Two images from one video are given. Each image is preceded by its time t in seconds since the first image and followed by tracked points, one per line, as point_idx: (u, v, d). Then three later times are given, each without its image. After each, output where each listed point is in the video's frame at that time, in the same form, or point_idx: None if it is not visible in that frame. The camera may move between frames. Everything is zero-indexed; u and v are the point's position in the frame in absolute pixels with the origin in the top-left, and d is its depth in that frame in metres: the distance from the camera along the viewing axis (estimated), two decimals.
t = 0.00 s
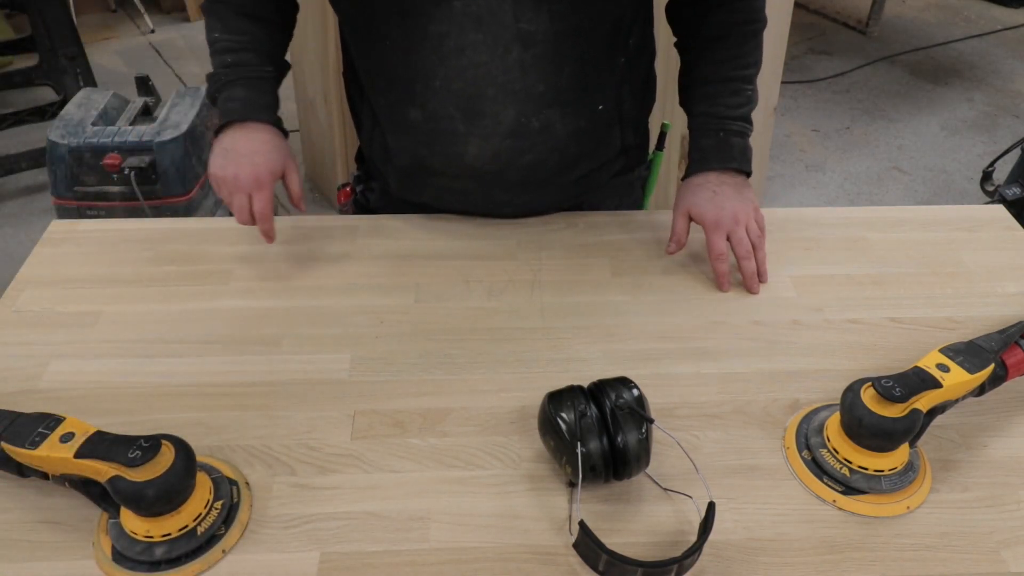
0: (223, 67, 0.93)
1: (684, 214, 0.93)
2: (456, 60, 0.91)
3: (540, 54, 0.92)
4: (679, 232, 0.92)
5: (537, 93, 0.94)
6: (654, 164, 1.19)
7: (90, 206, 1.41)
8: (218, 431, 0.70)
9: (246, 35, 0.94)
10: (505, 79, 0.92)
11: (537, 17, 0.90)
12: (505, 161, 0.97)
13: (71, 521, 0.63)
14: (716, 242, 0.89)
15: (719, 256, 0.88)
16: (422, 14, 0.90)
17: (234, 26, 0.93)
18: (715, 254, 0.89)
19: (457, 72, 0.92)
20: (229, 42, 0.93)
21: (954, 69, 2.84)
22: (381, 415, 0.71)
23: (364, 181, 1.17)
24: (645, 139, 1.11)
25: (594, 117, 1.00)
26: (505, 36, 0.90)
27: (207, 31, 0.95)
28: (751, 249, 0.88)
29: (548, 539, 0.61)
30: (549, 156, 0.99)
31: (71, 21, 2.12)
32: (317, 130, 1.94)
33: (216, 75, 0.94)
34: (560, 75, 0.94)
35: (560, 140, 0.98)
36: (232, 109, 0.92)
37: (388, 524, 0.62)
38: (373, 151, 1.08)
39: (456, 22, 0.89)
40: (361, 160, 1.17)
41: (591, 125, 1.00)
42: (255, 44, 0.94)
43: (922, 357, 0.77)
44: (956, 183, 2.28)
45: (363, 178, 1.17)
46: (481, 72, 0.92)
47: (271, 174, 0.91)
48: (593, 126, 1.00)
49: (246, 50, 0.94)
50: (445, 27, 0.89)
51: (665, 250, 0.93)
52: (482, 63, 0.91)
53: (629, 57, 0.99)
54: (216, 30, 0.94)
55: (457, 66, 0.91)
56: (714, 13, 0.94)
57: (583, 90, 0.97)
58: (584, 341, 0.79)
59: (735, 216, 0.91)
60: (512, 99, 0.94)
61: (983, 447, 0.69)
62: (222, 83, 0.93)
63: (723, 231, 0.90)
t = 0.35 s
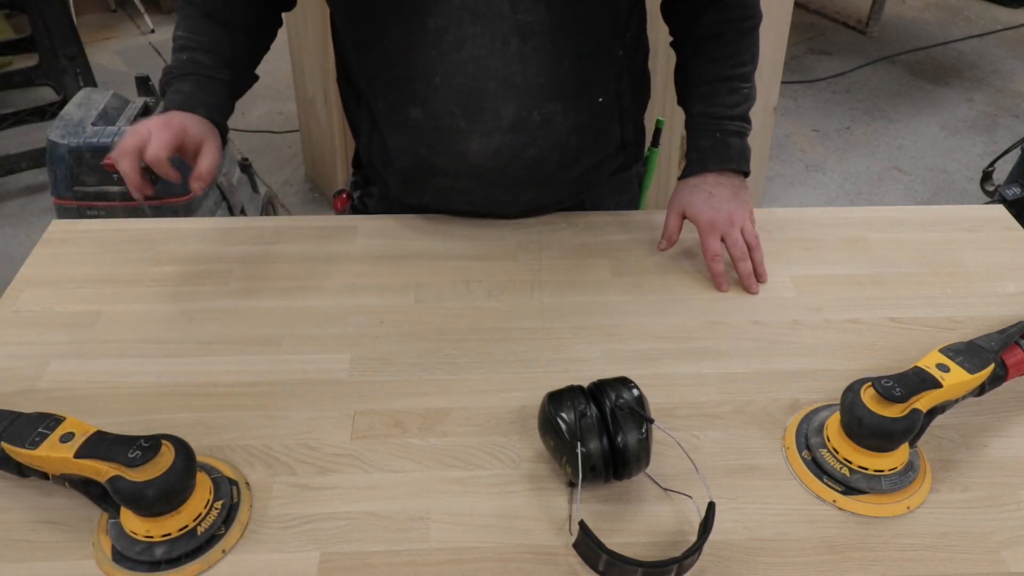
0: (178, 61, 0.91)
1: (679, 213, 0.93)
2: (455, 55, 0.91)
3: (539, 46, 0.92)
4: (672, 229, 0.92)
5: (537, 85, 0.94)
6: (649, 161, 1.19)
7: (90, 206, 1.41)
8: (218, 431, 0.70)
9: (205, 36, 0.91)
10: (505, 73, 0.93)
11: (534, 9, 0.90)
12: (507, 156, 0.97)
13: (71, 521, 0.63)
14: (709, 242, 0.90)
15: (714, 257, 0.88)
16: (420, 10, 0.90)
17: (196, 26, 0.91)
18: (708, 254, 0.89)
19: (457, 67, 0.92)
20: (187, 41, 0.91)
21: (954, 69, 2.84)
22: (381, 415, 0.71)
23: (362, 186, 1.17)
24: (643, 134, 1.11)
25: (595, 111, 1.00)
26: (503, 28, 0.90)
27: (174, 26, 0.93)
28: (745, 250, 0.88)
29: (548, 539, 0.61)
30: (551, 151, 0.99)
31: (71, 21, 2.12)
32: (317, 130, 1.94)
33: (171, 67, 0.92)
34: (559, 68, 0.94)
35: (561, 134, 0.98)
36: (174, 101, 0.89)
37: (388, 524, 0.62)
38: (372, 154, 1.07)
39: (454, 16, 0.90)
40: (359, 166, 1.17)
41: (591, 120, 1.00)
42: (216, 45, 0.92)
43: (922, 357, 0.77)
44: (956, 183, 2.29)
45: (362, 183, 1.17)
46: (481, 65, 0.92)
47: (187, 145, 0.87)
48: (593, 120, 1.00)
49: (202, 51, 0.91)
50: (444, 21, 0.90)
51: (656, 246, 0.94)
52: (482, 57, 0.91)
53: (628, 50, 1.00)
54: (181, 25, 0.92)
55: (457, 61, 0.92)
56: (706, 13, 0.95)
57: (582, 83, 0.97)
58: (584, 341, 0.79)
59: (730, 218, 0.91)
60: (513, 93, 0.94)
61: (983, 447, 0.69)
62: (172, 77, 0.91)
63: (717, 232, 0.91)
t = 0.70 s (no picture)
0: (223, 87, 0.96)
1: (676, 213, 0.94)
2: (448, 59, 0.91)
3: (530, 49, 0.92)
4: (668, 228, 0.93)
5: (530, 89, 0.94)
6: (649, 160, 1.20)
7: (90, 206, 1.41)
8: (218, 431, 0.70)
9: (242, 58, 0.96)
10: (497, 77, 0.92)
11: (524, 13, 0.89)
12: (503, 158, 0.97)
13: (71, 521, 0.63)
14: (706, 243, 0.90)
15: (711, 258, 0.88)
16: (412, 15, 0.90)
17: (231, 48, 0.95)
18: (704, 254, 0.90)
19: (450, 71, 0.92)
20: (226, 65, 0.96)
21: (954, 69, 2.84)
22: (381, 415, 0.71)
23: (361, 185, 1.17)
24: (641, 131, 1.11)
25: (590, 111, 1.00)
26: (494, 33, 0.90)
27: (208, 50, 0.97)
28: (743, 251, 0.89)
29: (548, 539, 0.61)
30: (547, 151, 0.99)
31: (71, 21, 2.12)
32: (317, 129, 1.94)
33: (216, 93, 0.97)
34: (552, 70, 0.94)
35: (557, 134, 0.98)
36: (229, 129, 0.96)
37: (388, 524, 0.62)
38: (372, 154, 1.07)
39: (444, 23, 0.89)
40: (358, 165, 1.17)
41: (587, 120, 1.00)
42: (253, 64, 0.97)
43: (922, 357, 0.77)
44: (956, 183, 2.29)
45: (361, 182, 1.17)
46: (473, 69, 0.92)
47: (257, 188, 0.95)
48: (589, 120, 1.00)
49: (242, 73, 0.96)
50: (434, 27, 0.90)
51: (651, 244, 0.94)
52: (474, 62, 0.91)
53: (622, 49, 1.00)
54: (215, 50, 0.96)
55: (450, 66, 0.92)
56: (702, 13, 0.95)
57: (577, 84, 0.97)
58: (584, 341, 0.79)
59: (728, 219, 0.92)
60: (506, 96, 0.93)
61: (983, 447, 0.69)
62: (221, 103, 0.97)
63: (714, 233, 0.91)
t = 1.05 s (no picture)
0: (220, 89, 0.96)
1: (672, 214, 0.94)
2: (447, 61, 0.91)
3: (529, 50, 0.92)
4: (663, 228, 0.93)
5: (529, 90, 0.94)
6: (649, 160, 1.20)
7: (90, 206, 1.41)
8: (218, 431, 0.70)
9: (239, 59, 0.96)
10: (496, 78, 0.92)
11: (522, 14, 0.90)
12: (502, 159, 0.97)
13: (71, 521, 0.63)
14: (702, 244, 0.90)
15: (708, 259, 0.88)
16: (410, 17, 0.90)
17: (229, 51, 0.95)
18: (701, 256, 0.90)
19: (449, 73, 0.92)
20: (223, 66, 0.95)
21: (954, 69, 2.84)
22: (381, 415, 0.71)
23: (361, 185, 1.17)
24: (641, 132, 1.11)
25: (590, 112, 0.99)
26: (493, 35, 0.90)
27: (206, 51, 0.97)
28: (740, 252, 0.88)
29: (548, 539, 0.61)
30: (547, 152, 0.98)
31: (71, 21, 2.12)
32: (317, 129, 1.94)
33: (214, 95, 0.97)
34: (551, 71, 0.94)
35: (556, 135, 0.98)
36: (226, 130, 0.95)
37: (388, 524, 0.62)
38: (371, 155, 1.07)
39: (442, 25, 0.89)
40: (358, 165, 1.17)
41: (587, 121, 0.99)
42: (251, 67, 0.96)
43: (922, 357, 0.77)
44: (956, 183, 2.28)
45: (361, 182, 1.17)
46: (472, 71, 0.91)
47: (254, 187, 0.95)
48: (589, 121, 1.00)
49: (238, 74, 0.96)
50: (433, 29, 0.90)
51: (647, 243, 0.94)
52: (473, 63, 0.91)
53: (621, 49, 1.00)
54: (213, 52, 0.96)
55: (449, 67, 0.92)
56: (700, 14, 0.95)
57: (576, 85, 0.96)
58: (584, 341, 0.79)
59: (724, 221, 0.91)
60: (505, 98, 0.93)
61: (983, 447, 0.69)
62: (218, 104, 0.97)
63: (711, 234, 0.91)
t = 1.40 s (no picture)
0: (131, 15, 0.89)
1: (671, 215, 0.94)
2: (447, 61, 0.92)
3: (529, 51, 0.92)
4: (662, 229, 0.93)
5: (530, 90, 0.94)
6: (649, 159, 1.20)
7: (90, 206, 1.41)
8: (218, 431, 0.70)
9: None
10: (497, 78, 0.93)
11: (523, 15, 0.90)
12: (503, 159, 0.97)
13: (71, 521, 0.63)
14: (701, 244, 0.90)
15: (708, 259, 0.89)
16: (411, 17, 0.91)
17: None
18: (700, 256, 0.90)
19: (449, 73, 0.92)
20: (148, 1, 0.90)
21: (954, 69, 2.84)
22: (381, 415, 0.71)
23: (361, 185, 1.17)
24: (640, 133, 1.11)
25: (590, 112, 0.99)
26: (493, 35, 0.91)
27: None
28: (739, 252, 0.89)
29: (548, 539, 0.61)
30: (547, 152, 0.99)
31: (71, 21, 2.13)
32: (317, 129, 1.94)
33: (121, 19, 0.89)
34: (551, 72, 0.94)
35: (556, 135, 0.98)
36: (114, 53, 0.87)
37: (388, 524, 0.62)
38: (371, 156, 1.07)
39: (442, 25, 0.90)
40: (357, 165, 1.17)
41: (587, 122, 1.00)
42: (172, 11, 0.90)
43: (922, 357, 0.77)
44: (956, 183, 2.28)
45: (361, 182, 1.17)
46: (472, 71, 0.92)
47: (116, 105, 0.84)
48: (589, 121, 1.00)
49: (154, 13, 0.89)
50: (433, 29, 0.90)
51: (647, 244, 0.94)
52: (473, 63, 0.92)
53: (621, 50, 1.00)
54: None
55: (449, 67, 0.92)
56: (699, 15, 0.95)
57: (576, 85, 0.97)
58: (584, 341, 0.79)
59: (722, 221, 0.92)
60: (505, 98, 0.94)
61: (984, 447, 0.69)
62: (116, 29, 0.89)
63: (709, 235, 0.91)
